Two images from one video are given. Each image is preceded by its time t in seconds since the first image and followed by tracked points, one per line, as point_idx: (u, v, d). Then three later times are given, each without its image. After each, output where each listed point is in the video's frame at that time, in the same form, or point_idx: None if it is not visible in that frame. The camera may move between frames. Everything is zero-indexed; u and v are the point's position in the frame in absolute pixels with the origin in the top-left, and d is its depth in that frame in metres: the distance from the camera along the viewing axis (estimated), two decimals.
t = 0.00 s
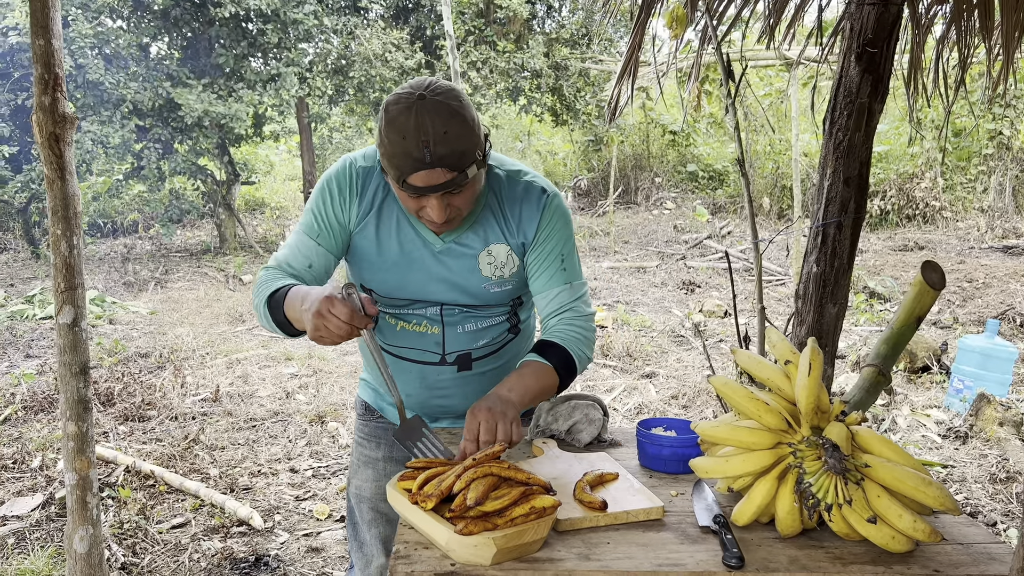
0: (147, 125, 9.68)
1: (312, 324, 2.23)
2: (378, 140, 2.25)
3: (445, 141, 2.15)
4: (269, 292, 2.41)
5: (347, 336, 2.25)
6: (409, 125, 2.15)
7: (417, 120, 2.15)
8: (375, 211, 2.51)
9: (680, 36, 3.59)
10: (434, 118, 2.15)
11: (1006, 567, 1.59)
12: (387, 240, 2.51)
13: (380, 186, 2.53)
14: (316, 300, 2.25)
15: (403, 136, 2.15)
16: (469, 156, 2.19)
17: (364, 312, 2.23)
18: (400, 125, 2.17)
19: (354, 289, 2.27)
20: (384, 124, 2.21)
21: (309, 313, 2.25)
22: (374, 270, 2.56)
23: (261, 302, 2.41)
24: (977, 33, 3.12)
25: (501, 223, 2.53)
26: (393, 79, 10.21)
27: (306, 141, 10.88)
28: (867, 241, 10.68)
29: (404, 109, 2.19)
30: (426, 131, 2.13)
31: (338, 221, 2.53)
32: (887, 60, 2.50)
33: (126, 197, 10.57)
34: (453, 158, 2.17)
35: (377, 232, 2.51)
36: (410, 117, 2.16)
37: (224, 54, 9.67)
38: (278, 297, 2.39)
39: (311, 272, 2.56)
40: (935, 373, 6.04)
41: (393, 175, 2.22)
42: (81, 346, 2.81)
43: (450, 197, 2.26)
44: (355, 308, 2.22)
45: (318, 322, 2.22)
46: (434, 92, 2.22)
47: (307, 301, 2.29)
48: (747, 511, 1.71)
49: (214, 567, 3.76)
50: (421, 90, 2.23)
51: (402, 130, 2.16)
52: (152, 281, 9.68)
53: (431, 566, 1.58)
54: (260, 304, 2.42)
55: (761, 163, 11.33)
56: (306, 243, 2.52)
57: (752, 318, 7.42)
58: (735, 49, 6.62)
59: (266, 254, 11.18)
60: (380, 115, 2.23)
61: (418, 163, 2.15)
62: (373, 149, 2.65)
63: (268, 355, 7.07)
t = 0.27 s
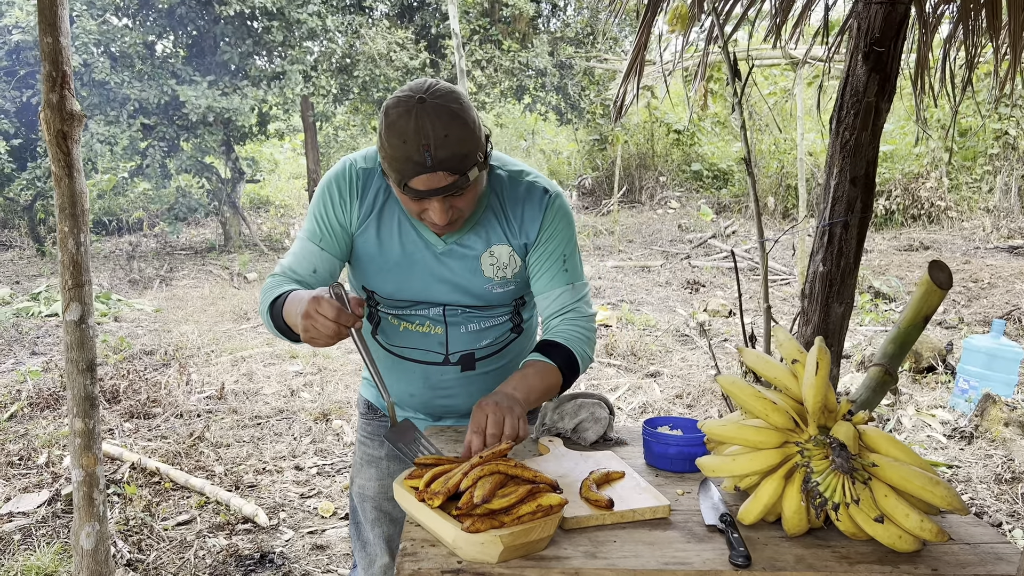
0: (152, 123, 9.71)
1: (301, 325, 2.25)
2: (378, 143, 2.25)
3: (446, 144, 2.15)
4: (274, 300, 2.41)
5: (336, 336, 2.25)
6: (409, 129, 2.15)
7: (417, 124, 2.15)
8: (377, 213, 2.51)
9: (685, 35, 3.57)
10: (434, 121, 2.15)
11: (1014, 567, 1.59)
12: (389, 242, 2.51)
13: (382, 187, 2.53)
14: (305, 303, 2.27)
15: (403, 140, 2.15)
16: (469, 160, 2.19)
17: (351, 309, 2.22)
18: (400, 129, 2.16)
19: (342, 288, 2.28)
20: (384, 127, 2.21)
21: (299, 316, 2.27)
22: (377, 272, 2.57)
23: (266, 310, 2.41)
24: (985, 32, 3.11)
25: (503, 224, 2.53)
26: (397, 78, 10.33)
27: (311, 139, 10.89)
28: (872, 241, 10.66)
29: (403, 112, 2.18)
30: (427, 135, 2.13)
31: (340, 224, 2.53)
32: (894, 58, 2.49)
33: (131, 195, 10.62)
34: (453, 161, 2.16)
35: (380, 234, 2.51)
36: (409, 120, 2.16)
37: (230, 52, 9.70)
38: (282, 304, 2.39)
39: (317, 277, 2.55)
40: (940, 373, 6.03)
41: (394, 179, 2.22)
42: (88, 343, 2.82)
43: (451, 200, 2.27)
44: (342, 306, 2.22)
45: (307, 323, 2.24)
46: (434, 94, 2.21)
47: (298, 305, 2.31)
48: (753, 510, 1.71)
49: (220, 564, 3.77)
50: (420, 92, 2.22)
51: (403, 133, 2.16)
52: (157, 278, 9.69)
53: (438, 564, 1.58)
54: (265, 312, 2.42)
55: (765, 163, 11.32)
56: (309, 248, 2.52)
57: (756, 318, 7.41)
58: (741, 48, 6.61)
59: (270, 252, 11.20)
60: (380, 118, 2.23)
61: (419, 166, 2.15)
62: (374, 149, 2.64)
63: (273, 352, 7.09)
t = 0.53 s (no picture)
0: (158, 122, 9.74)
1: (305, 317, 2.26)
2: (387, 142, 2.25)
3: (455, 145, 2.15)
4: (281, 299, 2.42)
5: (340, 325, 2.25)
6: (418, 129, 2.15)
7: (426, 124, 2.15)
8: (383, 212, 2.51)
9: (691, 34, 3.57)
10: (443, 122, 2.15)
11: (1020, 566, 1.59)
12: (396, 241, 2.51)
13: (388, 186, 2.53)
14: (309, 294, 2.29)
15: (413, 141, 2.15)
16: (478, 160, 2.20)
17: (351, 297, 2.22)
18: (409, 129, 2.17)
19: (344, 279, 2.28)
20: (393, 127, 2.21)
21: (303, 308, 2.28)
22: (383, 271, 2.57)
23: (273, 309, 2.43)
24: (992, 31, 3.10)
25: (510, 222, 2.53)
26: (402, 78, 10.29)
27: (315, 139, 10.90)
28: (876, 241, 10.65)
29: (412, 112, 2.18)
30: (436, 136, 2.13)
31: (346, 223, 2.54)
32: (900, 57, 2.49)
33: (136, 194, 10.68)
34: (462, 162, 2.17)
35: (386, 233, 2.51)
36: (419, 121, 2.16)
37: (235, 50, 9.74)
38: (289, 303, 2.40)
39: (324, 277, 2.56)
40: (945, 373, 6.03)
41: (403, 179, 2.23)
42: (94, 340, 2.83)
43: (459, 200, 2.27)
44: (343, 295, 2.22)
45: (310, 314, 2.25)
46: (443, 95, 2.21)
47: (302, 298, 2.32)
48: (759, 509, 1.72)
49: (225, 562, 3.79)
50: (429, 93, 2.22)
51: (412, 134, 2.16)
52: (162, 277, 9.70)
53: (445, 561, 1.58)
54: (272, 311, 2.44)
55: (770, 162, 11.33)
56: (315, 248, 2.54)
57: (761, 317, 7.41)
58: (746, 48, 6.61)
59: (275, 251, 11.22)
60: (389, 118, 2.23)
61: (428, 167, 2.15)
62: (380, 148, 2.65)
63: (278, 351, 7.11)
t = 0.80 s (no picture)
0: (163, 120, 9.77)
1: (310, 327, 2.27)
2: (392, 143, 2.25)
3: (460, 145, 2.15)
4: (287, 300, 2.43)
5: (342, 339, 2.26)
6: (423, 129, 2.16)
7: (431, 125, 2.16)
8: (389, 212, 2.52)
9: (697, 33, 3.56)
10: (448, 123, 2.16)
11: None
12: (401, 240, 2.52)
13: (394, 186, 2.53)
14: (315, 304, 2.29)
15: (418, 141, 2.16)
16: (483, 161, 2.20)
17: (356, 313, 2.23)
18: (414, 130, 2.17)
19: (349, 292, 2.28)
20: (398, 128, 2.22)
21: (308, 318, 2.29)
22: (389, 271, 2.57)
23: (278, 310, 2.44)
24: (997, 31, 3.10)
25: (516, 221, 2.53)
26: (407, 77, 10.36)
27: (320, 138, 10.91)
28: (880, 241, 10.64)
29: (417, 113, 2.19)
30: (442, 137, 2.14)
31: (351, 223, 2.54)
32: (907, 57, 2.48)
33: (140, 193, 10.72)
34: (468, 162, 2.17)
35: (392, 232, 2.52)
36: (424, 122, 2.17)
37: (240, 50, 9.77)
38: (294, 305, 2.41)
39: (329, 277, 2.57)
40: (949, 374, 6.02)
41: (408, 180, 2.23)
42: (100, 339, 2.84)
43: (465, 200, 2.27)
44: (348, 311, 2.23)
45: (315, 325, 2.26)
46: (448, 95, 2.22)
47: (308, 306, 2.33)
48: (765, 509, 1.72)
49: (230, 560, 3.80)
50: (434, 93, 2.23)
51: (417, 134, 2.16)
52: (166, 275, 9.72)
53: (451, 559, 1.59)
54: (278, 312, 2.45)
55: (774, 162, 11.33)
56: (320, 248, 2.55)
57: (765, 317, 7.40)
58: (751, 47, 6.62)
59: (279, 250, 11.24)
60: (394, 119, 2.24)
61: (433, 168, 2.15)
62: (384, 147, 2.65)
63: (282, 350, 7.12)
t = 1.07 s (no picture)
0: (166, 120, 9.78)
1: (316, 328, 2.26)
2: (397, 141, 2.26)
3: (465, 144, 2.16)
4: (295, 301, 2.44)
5: (348, 342, 2.25)
6: (428, 129, 2.16)
7: (437, 124, 2.16)
8: (395, 212, 2.53)
9: (700, 34, 3.56)
10: (453, 121, 2.16)
11: None
12: (407, 240, 2.52)
13: (399, 186, 2.54)
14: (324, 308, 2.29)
15: (423, 140, 2.16)
16: (488, 159, 2.21)
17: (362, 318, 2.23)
18: (419, 129, 2.18)
19: (356, 297, 2.27)
20: (403, 126, 2.22)
21: (316, 320, 2.29)
22: (395, 270, 2.58)
23: (285, 311, 2.44)
24: (1001, 33, 3.10)
25: (522, 221, 2.53)
26: (411, 76, 10.23)
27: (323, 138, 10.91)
28: (884, 242, 10.62)
29: (422, 112, 2.19)
30: (447, 135, 2.14)
31: (357, 223, 2.55)
32: (910, 58, 2.48)
33: (144, 192, 10.75)
34: (472, 161, 2.18)
35: (399, 231, 2.52)
36: (429, 120, 2.17)
37: (243, 51, 9.83)
38: (301, 307, 2.42)
39: (336, 278, 2.58)
40: (953, 374, 6.01)
41: (413, 178, 2.23)
42: (105, 338, 2.85)
43: (470, 199, 2.28)
44: (354, 315, 2.22)
45: (321, 328, 2.25)
46: (453, 94, 2.22)
47: (317, 310, 2.32)
48: (768, 509, 1.72)
49: (233, 559, 3.81)
50: (440, 92, 2.23)
51: (422, 133, 2.17)
52: (170, 275, 9.73)
53: (454, 558, 1.59)
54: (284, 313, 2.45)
55: (778, 162, 11.32)
56: (327, 249, 2.55)
57: (769, 318, 7.40)
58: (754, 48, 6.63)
59: (282, 250, 11.26)
60: (399, 118, 2.24)
61: (438, 166, 2.16)
62: (389, 148, 2.66)
63: (285, 349, 7.13)
